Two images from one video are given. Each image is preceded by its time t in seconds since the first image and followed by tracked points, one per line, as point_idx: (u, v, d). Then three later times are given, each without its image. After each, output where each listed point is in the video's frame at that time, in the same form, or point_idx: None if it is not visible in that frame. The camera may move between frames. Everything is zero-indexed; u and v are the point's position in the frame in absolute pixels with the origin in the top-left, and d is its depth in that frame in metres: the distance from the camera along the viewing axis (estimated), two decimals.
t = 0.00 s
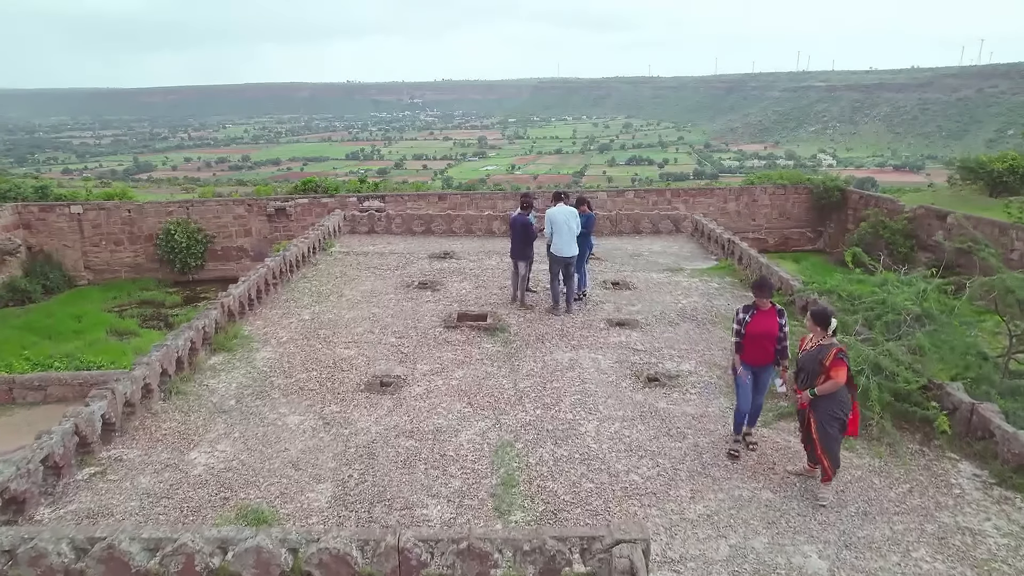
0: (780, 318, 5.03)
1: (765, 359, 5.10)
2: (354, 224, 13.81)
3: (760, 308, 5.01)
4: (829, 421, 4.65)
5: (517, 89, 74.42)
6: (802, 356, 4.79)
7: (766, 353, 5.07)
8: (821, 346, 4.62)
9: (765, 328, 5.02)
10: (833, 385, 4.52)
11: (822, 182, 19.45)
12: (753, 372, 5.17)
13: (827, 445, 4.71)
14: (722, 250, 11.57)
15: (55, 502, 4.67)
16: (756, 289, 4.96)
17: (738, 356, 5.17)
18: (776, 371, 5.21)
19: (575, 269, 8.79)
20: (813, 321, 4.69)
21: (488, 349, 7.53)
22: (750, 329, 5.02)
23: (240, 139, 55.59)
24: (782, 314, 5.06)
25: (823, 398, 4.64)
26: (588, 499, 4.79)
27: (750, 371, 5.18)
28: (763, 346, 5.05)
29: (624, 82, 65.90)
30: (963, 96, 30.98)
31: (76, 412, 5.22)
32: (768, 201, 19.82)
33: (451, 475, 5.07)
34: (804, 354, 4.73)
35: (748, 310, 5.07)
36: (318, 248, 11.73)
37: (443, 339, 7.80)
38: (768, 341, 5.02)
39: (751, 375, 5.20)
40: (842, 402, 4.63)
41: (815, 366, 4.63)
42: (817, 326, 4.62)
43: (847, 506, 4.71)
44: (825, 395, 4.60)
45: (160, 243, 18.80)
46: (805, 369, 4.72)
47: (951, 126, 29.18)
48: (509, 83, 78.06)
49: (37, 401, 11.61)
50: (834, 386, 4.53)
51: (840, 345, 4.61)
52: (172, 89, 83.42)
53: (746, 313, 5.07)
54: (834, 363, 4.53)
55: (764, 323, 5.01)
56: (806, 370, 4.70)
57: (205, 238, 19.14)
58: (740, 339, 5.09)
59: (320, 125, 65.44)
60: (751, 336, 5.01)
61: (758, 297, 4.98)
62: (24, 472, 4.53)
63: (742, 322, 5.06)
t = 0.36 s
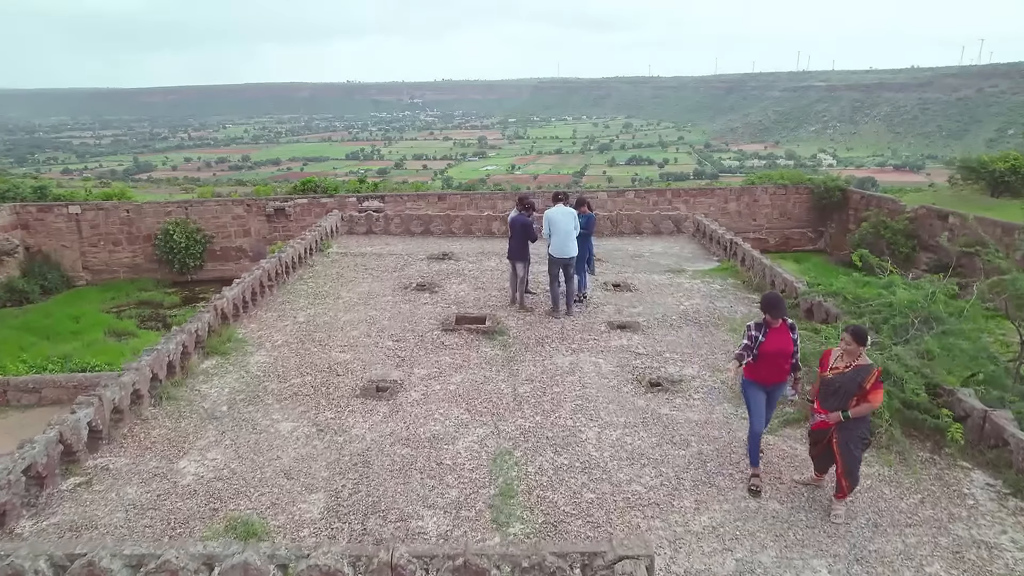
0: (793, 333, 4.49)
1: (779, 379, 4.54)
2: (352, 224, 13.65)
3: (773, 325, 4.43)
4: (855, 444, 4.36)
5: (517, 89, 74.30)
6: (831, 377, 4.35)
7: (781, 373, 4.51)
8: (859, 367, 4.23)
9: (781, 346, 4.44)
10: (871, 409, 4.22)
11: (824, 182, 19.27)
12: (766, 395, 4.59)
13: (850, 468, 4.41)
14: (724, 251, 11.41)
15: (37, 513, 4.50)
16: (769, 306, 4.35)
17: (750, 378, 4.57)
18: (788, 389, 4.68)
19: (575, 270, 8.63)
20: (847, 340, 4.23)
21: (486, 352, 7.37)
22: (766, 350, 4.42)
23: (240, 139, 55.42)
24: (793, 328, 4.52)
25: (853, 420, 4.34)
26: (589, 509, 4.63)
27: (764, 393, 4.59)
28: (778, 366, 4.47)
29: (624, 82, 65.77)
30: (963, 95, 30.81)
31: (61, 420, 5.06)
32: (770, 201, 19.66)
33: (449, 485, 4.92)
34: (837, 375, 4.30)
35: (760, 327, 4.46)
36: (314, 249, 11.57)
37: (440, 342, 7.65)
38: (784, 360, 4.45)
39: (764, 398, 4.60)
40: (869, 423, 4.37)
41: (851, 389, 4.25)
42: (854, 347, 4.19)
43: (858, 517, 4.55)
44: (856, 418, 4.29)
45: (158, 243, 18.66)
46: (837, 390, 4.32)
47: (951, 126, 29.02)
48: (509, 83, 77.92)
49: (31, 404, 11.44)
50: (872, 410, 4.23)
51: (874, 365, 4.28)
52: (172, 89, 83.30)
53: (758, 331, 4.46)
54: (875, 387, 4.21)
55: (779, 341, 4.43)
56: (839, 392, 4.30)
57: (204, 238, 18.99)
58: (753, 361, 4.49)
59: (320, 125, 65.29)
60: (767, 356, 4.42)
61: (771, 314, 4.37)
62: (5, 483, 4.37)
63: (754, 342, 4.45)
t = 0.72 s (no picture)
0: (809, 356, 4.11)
1: (794, 405, 4.15)
2: (348, 226, 13.40)
3: (787, 345, 4.04)
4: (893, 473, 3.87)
5: (517, 89, 74.08)
6: (872, 407, 3.72)
7: (796, 398, 4.12)
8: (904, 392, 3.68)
9: (796, 370, 4.04)
10: (916, 435, 3.74)
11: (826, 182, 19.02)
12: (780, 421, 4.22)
13: (877, 495, 3.97)
14: (728, 254, 11.16)
15: (9, 536, 4.26)
16: (780, 323, 3.97)
17: (761, 403, 4.21)
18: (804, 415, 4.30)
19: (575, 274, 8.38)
20: (889, 365, 3.62)
21: (485, 360, 7.13)
22: (778, 372, 4.03)
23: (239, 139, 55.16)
24: (809, 351, 4.13)
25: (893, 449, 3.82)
26: (592, 530, 4.40)
27: (776, 419, 4.22)
28: (793, 391, 4.09)
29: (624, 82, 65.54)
30: (964, 95, 30.55)
31: (37, 435, 4.81)
32: (772, 201, 19.41)
33: (444, 504, 4.68)
34: (880, 405, 3.69)
35: (772, 348, 4.08)
36: (309, 251, 11.31)
37: (437, 349, 7.41)
38: (799, 385, 4.07)
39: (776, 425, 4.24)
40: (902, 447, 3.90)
41: (898, 418, 3.69)
42: (897, 371, 3.62)
43: (875, 538, 4.31)
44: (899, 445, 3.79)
45: (156, 244, 18.44)
46: (881, 420, 3.72)
47: (952, 126, 28.75)
48: (508, 83, 77.68)
49: (23, 409, 11.18)
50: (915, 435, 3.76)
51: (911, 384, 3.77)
52: (172, 90, 83.04)
53: (770, 353, 4.08)
54: (920, 411, 3.72)
55: (794, 364, 4.03)
56: (885, 423, 3.70)
57: (201, 239, 18.75)
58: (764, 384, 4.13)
59: (320, 125, 65.03)
60: (779, 380, 4.05)
61: (784, 333, 3.99)
62: None
63: (766, 363, 4.08)
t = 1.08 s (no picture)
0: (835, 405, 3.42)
1: (816, 458, 3.49)
2: (344, 230, 13.08)
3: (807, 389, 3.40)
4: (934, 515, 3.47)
5: (516, 89, 73.82)
6: (919, 456, 3.23)
7: (818, 451, 3.46)
8: (951, 434, 3.23)
9: (816, 419, 3.40)
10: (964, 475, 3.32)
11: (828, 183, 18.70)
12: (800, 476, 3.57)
13: (913, 538, 3.58)
14: (734, 259, 10.86)
15: None
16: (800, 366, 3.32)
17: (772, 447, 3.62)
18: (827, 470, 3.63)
19: (581, 280, 8.08)
20: (931, 408, 3.15)
21: (483, 373, 6.84)
22: (795, 419, 3.42)
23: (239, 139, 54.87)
24: (836, 397, 3.44)
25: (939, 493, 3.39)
26: (598, 563, 4.11)
27: (788, 469, 3.61)
28: (813, 441, 3.45)
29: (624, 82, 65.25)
30: (963, 95, 30.26)
31: (4, 461, 4.51)
32: (774, 203, 19.07)
33: (438, 533, 4.38)
34: (928, 453, 3.20)
35: (790, 391, 3.46)
36: (303, 257, 11.02)
37: (433, 361, 7.11)
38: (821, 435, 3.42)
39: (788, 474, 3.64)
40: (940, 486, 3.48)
41: (949, 463, 3.24)
42: (938, 413, 3.16)
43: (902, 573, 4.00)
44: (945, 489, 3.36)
45: (153, 245, 18.16)
46: (929, 469, 3.24)
47: (952, 125, 28.46)
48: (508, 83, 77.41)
49: (12, 417, 10.86)
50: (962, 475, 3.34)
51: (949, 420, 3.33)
52: (172, 90, 82.74)
53: (788, 397, 3.46)
54: (966, 450, 3.29)
55: (812, 412, 3.40)
56: (936, 471, 3.24)
57: (199, 241, 18.43)
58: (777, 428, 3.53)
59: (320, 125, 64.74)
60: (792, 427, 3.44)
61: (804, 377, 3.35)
62: None
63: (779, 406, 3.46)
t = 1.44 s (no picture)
0: (875, 464, 2.94)
1: (854, 524, 3.03)
2: (339, 234, 12.75)
3: (839, 443, 2.96)
4: None
5: (516, 89, 73.58)
6: (978, 520, 2.85)
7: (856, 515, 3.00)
8: (1007, 490, 2.84)
9: (852, 479, 2.94)
10: None
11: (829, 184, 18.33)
12: (834, 542, 3.11)
13: None
14: (739, 265, 10.55)
15: None
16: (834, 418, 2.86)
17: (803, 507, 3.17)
18: (871, 542, 3.11)
19: (585, 290, 7.76)
20: (983, 465, 2.75)
21: (480, 388, 6.52)
22: (826, 477, 2.97)
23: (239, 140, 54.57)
24: (877, 457, 2.95)
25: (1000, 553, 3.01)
26: None
27: (821, 536, 3.14)
28: (849, 504, 2.98)
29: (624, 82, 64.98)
30: (961, 95, 29.96)
31: None
32: (776, 204, 18.64)
33: (431, 571, 4.06)
34: (986, 517, 2.83)
35: (820, 443, 3.00)
36: (296, 263, 10.71)
37: (428, 375, 6.79)
38: (858, 497, 2.96)
39: (823, 545, 3.15)
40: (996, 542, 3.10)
41: (1008, 523, 2.86)
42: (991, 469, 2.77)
43: None
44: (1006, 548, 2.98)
45: (150, 247, 17.75)
46: (987, 533, 2.87)
47: (952, 125, 28.18)
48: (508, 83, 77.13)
49: None
50: None
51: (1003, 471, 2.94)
52: (172, 91, 82.43)
53: (817, 451, 3.01)
54: None
55: (846, 470, 2.94)
56: (995, 534, 2.87)
57: (196, 243, 18.06)
58: (805, 485, 3.09)
59: (320, 125, 64.43)
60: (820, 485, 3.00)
61: (838, 430, 2.88)
62: None
63: (807, 459, 3.04)
